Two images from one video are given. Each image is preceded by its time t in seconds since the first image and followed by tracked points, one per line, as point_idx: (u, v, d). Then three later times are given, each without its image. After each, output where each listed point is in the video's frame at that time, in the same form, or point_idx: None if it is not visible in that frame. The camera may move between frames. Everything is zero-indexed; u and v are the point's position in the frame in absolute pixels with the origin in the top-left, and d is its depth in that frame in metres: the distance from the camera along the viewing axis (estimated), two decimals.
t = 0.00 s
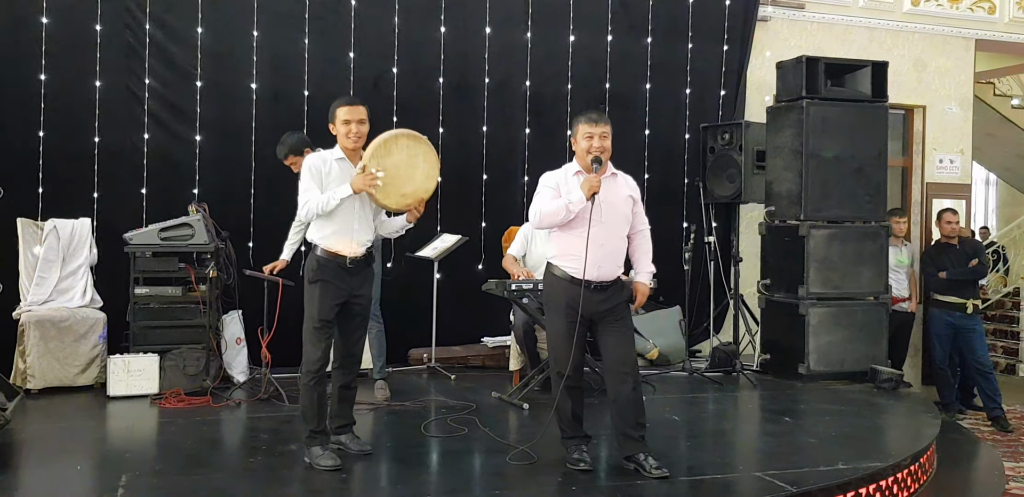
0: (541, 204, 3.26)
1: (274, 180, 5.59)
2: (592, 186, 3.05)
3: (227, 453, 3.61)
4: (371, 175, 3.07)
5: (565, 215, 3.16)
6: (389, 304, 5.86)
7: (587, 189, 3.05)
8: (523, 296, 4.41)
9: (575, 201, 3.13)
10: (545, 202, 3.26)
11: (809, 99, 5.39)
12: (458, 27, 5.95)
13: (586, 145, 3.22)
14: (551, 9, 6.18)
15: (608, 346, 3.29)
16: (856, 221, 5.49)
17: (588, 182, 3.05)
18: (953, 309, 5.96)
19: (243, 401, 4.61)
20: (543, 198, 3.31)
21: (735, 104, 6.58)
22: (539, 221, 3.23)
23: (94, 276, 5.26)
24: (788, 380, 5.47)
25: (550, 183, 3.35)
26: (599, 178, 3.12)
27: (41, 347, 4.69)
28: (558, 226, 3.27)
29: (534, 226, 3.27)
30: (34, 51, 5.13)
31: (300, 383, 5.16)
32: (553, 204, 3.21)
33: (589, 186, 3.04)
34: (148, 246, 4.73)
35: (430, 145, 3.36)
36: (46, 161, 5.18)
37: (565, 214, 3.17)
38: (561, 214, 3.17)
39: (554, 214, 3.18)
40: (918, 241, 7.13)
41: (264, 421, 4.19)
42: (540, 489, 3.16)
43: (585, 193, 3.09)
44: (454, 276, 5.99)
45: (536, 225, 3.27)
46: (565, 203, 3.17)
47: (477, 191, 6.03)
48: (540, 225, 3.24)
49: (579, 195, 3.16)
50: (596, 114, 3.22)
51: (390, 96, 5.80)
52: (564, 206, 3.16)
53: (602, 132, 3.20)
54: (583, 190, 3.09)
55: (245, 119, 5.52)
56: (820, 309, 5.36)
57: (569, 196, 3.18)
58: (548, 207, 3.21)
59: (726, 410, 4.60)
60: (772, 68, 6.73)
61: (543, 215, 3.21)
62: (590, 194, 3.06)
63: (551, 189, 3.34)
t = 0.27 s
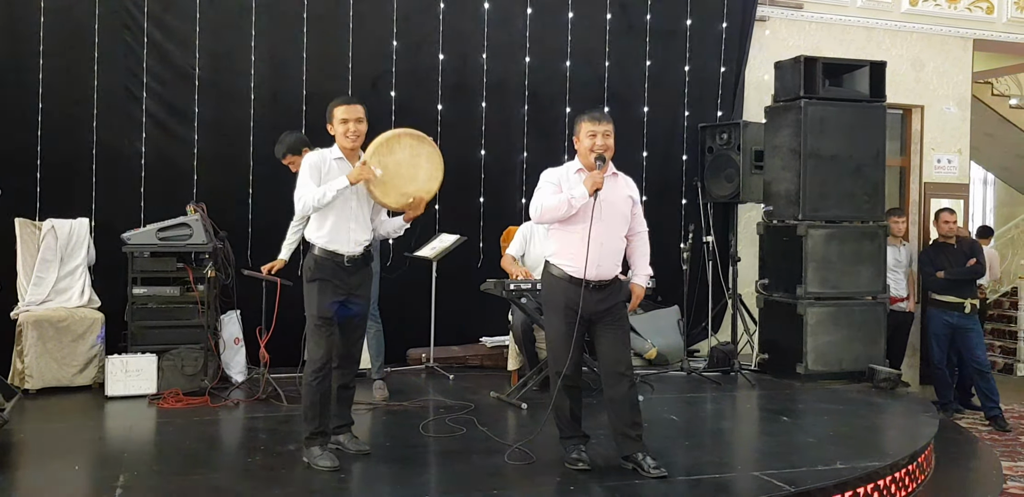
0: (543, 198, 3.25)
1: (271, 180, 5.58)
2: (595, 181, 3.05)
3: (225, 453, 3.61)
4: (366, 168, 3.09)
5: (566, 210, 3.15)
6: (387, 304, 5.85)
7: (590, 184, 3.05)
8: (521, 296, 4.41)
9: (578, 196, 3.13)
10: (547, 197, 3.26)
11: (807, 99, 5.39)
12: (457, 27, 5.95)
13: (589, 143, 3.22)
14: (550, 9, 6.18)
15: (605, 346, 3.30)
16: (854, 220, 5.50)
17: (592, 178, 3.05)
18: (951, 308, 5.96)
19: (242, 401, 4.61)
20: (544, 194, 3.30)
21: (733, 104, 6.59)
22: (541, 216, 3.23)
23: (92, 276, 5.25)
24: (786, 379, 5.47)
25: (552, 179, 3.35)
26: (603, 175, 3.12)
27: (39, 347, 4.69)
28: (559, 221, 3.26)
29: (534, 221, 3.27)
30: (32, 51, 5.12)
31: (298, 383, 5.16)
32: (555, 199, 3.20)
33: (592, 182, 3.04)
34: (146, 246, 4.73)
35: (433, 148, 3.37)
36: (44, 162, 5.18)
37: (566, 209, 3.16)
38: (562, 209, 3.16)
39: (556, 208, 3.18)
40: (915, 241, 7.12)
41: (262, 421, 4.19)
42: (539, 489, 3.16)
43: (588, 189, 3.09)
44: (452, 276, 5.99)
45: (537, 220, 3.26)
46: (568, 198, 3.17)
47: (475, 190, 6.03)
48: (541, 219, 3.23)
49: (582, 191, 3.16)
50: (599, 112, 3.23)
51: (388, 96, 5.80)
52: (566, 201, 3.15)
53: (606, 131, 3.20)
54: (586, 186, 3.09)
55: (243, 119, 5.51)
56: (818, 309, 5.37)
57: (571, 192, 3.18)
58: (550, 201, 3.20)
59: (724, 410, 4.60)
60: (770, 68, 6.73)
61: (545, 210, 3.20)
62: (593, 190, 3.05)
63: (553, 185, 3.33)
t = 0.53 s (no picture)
0: (539, 206, 3.25)
1: (270, 180, 5.58)
2: (589, 185, 3.05)
3: (223, 454, 3.61)
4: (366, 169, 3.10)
5: (563, 216, 3.15)
6: (386, 305, 5.85)
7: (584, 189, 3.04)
8: (520, 296, 4.41)
9: (574, 202, 3.13)
10: (543, 204, 3.26)
11: (806, 99, 5.39)
12: (455, 28, 5.95)
13: (580, 144, 3.22)
14: (548, 10, 6.18)
15: (605, 346, 3.29)
16: (852, 221, 5.50)
17: (586, 183, 3.04)
18: (950, 308, 5.96)
19: (240, 402, 4.61)
20: (541, 201, 3.30)
21: (731, 104, 6.59)
22: (538, 224, 3.23)
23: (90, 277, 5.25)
24: (784, 380, 5.47)
25: (546, 185, 3.35)
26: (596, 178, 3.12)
27: (37, 348, 4.68)
28: (557, 227, 3.27)
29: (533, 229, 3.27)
30: (30, 52, 5.12)
31: (297, 384, 5.16)
32: (551, 205, 3.20)
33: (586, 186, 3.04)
34: (145, 247, 4.74)
35: (423, 142, 3.35)
36: (43, 163, 5.18)
37: (563, 215, 3.16)
38: (559, 215, 3.16)
39: (553, 216, 3.17)
40: (914, 241, 7.11)
41: (261, 422, 4.19)
42: (537, 490, 3.16)
43: (583, 193, 3.08)
44: (450, 276, 5.99)
45: (535, 228, 3.26)
46: (563, 204, 3.17)
47: (473, 191, 6.03)
48: (539, 227, 3.23)
49: (577, 196, 3.16)
50: (587, 113, 3.22)
51: (386, 97, 5.80)
52: (562, 207, 3.15)
53: (596, 131, 3.20)
54: (580, 190, 3.09)
55: (242, 120, 5.51)
56: (817, 309, 5.36)
57: (566, 197, 3.18)
58: (546, 208, 3.20)
59: (723, 410, 4.60)
60: (768, 69, 6.73)
61: (541, 218, 3.20)
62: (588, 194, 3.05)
63: (548, 191, 3.34)
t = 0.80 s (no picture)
0: (534, 209, 3.25)
1: (269, 182, 5.58)
2: (583, 187, 3.05)
3: (222, 456, 3.61)
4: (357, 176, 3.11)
5: (558, 220, 3.15)
6: (385, 306, 5.85)
7: (578, 192, 3.04)
8: (519, 297, 4.41)
9: (568, 205, 3.13)
10: (539, 207, 3.26)
11: (805, 100, 5.39)
12: (454, 29, 5.95)
13: (576, 146, 3.22)
14: (546, 11, 6.18)
15: (604, 347, 3.30)
16: (852, 221, 5.50)
17: (580, 185, 3.04)
18: (951, 308, 5.96)
19: (240, 403, 4.61)
20: (536, 203, 3.30)
21: (730, 105, 6.59)
22: (534, 227, 3.23)
23: (89, 279, 5.25)
24: (784, 380, 5.47)
25: (542, 187, 3.35)
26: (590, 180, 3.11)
27: (37, 350, 4.68)
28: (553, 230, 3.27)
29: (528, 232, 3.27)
30: (28, 53, 5.12)
31: (297, 385, 5.17)
32: (546, 208, 3.20)
33: (580, 189, 3.04)
34: (144, 248, 4.73)
35: (424, 152, 3.35)
36: (42, 165, 5.18)
37: (558, 218, 3.16)
38: (554, 218, 3.16)
39: (547, 219, 3.17)
40: (914, 241, 7.11)
41: (261, 424, 4.19)
42: (537, 491, 3.16)
43: (577, 196, 3.08)
44: (449, 278, 5.99)
45: (531, 231, 3.26)
46: (558, 206, 3.17)
47: (472, 192, 6.03)
48: (535, 231, 3.23)
49: (572, 198, 3.16)
50: (582, 114, 3.22)
51: (385, 98, 5.80)
52: (557, 210, 3.15)
53: (591, 132, 3.19)
54: (575, 193, 3.09)
55: (241, 121, 5.51)
56: (816, 310, 5.37)
57: (561, 200, 3.18)
58: (541, 212, 3.20)
59: (722, 411, 4.59)
60: (767, 70, 6.73)
61: (537, 221, 3.20)
62: (582, 196, 3.05)
63: (544, 193, 3.33)
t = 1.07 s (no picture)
0: (536, 203, 3.26)
1: (269, 182, 5.59)
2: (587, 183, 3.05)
3: (223, 456, 3.61)
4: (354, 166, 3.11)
5: (559, 213, 3.16)
6: (386, 306, 5.86)
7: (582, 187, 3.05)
8: (519, 297, 4.42)
9: (570, 199, 3.13)
10: (541, 201, 3.26)
11: (805, 100, 5.40)
12: (454, 29, 5.95)
13: (583, 144, 3.22)
14: (547, 11, 6.18)
15: (604, 346, 3.30)
16: (852, 221, 5.50)
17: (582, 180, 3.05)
18: (954, 308, 5.97)
19: (240, 403, 4.61)
20: (539, 197, 3.30)
21: (730, 105, 6.59)
22: (535, 221, 3.24)
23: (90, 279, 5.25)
24: (784, 380, 5.47)
25: (546, 183, 3.36)
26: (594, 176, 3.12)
27: (38, 350, 4.69)
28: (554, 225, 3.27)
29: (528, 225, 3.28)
30: (29, 54, 5.13)
31: (297, 385, 5.17)
32: (548, 202, 3.21)
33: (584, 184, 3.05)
34: (145, 248, 4.74)
35: (431, 150, 3.34)
36: (43, 165, 5.18)
37: (559, 212, 3.16)
38: (555, 212, 3.16)
39: (549, 213, 3.18)
40: (914, 241, 7.11)
41: (261, 423, 4.19)
42: (538, 491, 3.16)
43: (580, 191, 3.09)
44: (450, 278, 5.99)
45: (531, 225, 3.27)
46: (560, 201, 3.17)
47: (472, 192, 6.03)
48: (536, 224, 3.24)
49: (574, 193, 3.16)
50: (592, 113, 3.23)
51: (386, 98, 5.80)
52: (558, 204, 3.16)
53: (598, 131, 3.20)
54: (578, 188, 3.10)
55: (241, 121, 5.51)
56: (816, 310, 5.37)
57: (564, 195, 3.18)
58: (543, 205, 3.20)
59: (723, 411, 4.60)
60: (768, 70, 6.74)
61: (538, 215, 3.21)
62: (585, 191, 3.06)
63: (547, 189, 3.34)
